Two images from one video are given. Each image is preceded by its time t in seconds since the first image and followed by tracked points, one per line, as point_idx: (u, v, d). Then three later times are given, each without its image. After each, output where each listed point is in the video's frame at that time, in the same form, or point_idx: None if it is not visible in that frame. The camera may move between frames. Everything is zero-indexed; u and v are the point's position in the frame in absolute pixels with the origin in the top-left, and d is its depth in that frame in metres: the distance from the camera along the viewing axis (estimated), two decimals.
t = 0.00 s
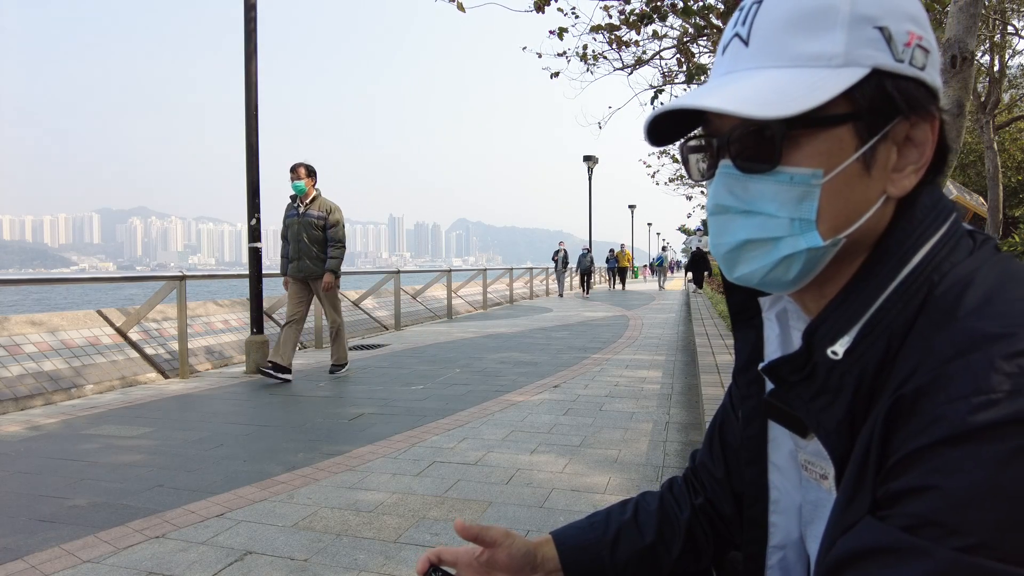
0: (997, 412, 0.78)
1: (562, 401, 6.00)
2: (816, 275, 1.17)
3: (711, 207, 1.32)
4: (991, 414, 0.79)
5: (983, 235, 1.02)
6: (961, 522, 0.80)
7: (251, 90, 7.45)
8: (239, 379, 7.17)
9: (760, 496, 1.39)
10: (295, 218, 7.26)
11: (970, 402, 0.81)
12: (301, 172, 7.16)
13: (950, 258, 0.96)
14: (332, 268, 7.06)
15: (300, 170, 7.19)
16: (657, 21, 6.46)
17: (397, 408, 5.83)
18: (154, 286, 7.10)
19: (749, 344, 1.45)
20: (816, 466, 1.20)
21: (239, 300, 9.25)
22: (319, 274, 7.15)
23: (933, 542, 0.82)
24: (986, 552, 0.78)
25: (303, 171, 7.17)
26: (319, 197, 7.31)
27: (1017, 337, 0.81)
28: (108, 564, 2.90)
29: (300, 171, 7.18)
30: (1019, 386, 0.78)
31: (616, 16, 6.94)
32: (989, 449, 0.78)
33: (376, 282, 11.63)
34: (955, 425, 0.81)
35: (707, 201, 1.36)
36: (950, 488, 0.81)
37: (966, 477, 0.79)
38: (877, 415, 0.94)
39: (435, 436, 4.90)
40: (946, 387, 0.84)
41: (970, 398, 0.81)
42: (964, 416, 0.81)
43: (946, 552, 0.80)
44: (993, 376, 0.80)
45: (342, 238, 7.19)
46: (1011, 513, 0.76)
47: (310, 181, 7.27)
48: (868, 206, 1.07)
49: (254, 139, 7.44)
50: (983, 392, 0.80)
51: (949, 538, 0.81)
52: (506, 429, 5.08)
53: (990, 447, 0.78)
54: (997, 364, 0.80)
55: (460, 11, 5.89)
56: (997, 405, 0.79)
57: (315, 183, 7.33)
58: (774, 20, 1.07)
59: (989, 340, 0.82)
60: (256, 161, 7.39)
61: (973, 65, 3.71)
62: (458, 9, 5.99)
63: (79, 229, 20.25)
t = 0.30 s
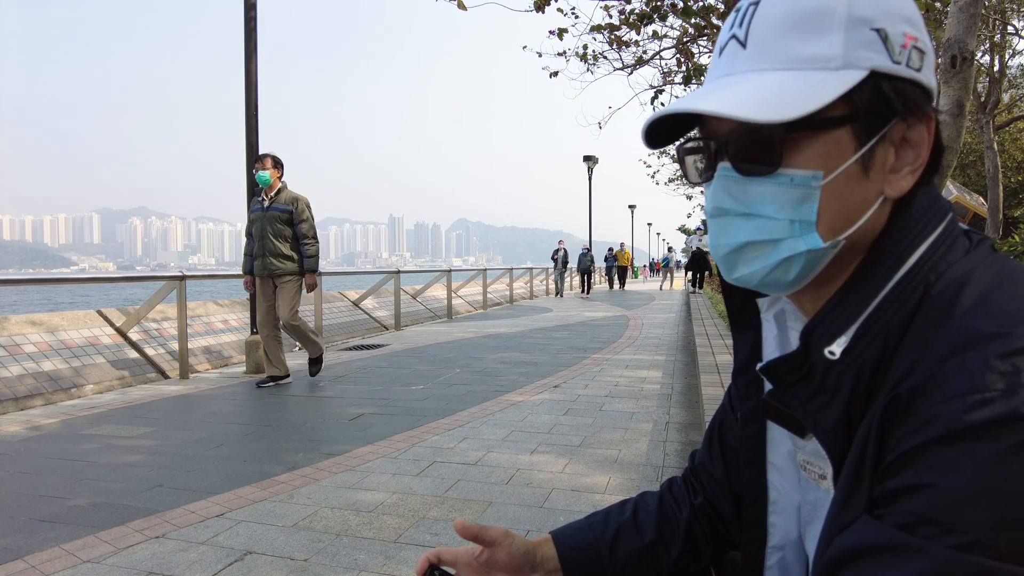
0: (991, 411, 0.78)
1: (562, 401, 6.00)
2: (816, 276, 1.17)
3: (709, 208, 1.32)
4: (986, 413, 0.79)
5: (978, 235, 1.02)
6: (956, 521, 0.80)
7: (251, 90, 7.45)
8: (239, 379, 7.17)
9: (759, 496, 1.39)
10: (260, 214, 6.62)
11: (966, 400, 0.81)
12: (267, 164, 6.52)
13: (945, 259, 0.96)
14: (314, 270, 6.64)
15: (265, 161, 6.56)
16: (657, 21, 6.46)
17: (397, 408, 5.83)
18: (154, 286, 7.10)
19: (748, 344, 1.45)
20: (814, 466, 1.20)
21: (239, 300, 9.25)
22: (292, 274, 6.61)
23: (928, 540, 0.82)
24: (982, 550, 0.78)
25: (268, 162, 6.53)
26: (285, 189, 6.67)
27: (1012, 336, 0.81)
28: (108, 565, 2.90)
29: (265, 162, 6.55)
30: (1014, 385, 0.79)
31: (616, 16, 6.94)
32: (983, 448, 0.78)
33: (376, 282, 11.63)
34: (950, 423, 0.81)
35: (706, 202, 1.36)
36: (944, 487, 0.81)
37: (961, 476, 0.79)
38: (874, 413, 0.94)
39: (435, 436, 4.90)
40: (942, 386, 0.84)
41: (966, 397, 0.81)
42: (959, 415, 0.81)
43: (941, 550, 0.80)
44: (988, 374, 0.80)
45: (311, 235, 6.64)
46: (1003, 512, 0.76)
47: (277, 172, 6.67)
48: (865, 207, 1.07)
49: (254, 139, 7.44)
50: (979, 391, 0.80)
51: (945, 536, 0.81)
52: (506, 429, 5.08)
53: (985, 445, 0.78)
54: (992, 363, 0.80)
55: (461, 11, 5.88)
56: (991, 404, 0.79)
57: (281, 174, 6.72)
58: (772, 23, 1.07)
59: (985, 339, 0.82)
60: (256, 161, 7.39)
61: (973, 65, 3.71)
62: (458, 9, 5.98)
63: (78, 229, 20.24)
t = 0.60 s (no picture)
0: (1000, 412, 0.78)
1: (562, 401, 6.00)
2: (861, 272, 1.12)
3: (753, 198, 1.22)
4: (992, 413, 0.79)
5: (987, 234, 1.04)
6: (962, 520, 0.80)
7: (251, 90, 7.45)
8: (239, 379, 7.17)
9: (758, 496, 1.39)
10: (223, 214, 6.43)
11: (972, 400, 0.81)
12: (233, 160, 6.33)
13: (956, 258, 0.97)
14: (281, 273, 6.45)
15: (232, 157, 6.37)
16: (657, 21, 6.46)
17: (397, 408, 5.84)
18: (155, 286, 7.10)
19: (748, 344, 1.45)
20: (816, 466, 1.20)
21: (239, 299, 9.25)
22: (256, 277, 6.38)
23: (933, 539, 0.82)
24: (987, 550, 0.78)
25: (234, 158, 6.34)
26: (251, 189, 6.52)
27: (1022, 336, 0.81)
28: (108, 564, 2.90)
29: (231, 158, 6.36)
30: (1021, 385, 0.79)
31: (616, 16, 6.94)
32: (990, 448, 0.78)
33: (376, 282, 11.64)
34: (958, 422, 0.81)
35: (738, 192, 1.26)
36: (950, 487, 0.81)
37: (968, 475, 0.79)
38: (880, 410, 0.94)
39: (435, 436, 4.90)
40: (948, 385, 0.84)
41: (973, 396, 0.81)
42: (966, 415, 0.81)
43: (945, 549, 0.80)
44: (996, 374, 0.80)
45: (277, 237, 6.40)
46: (1010, 511, 0.77)
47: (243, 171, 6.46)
48: (913, 201, 1.08)
49: (254, 139, 7.44)
50: (987, 391, 0.80)
51: (949, 535, 0.81)
52: (505, 429, 5.08)
53: (993, 445, 0.78)
54: (1000, 363, 0.80)
55: (461, 11, 5.88)
56: (998, 405, 0.79)
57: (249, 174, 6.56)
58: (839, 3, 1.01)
59: (993, 338, 0.82)
60: (256, 161, 7.39)
61: (974, 65, 3.71)
62: (458, 9, 5.96)
63: (78, 229, 20.25)
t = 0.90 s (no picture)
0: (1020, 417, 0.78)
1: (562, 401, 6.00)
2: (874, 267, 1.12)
3: (769, 185, 1.21)
4: (1011, 419, 0.79)
5: (999, 236, 1.04)
6: (977, 527, 0.80)
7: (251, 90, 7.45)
8: (239, 379, 7.17)
9: (761, 498, 1.39)
10: (184, 204, 5.99)
11: (991, 406, 0.81)
12: (198, 147, 5.88)
13: (972, 260, 0.96)
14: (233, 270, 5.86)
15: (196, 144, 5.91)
16: (657, 21, 6.45)
17: (397, 408, 5.84)
18: (155, 286, 7.10)
19: (752, 344, 1.44)
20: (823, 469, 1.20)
21: (239, 299, 9.25)
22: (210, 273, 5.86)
23: (946, 545, 0.82)
24: (1004, 557, 0.78)
25: (200, 145, 5.89)
26: (216, 180, 6.06)
27: None
28: (108, 565, 2.90)
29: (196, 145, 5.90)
30: None
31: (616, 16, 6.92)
32: (1009, 454, 0.79)
33: (376, 282, 11.64)
34: (975, 427, 0.82)
35: (752, 180, 1.24)
36: (967, 492, 0.81)
37: (986, 482, 0.80)
38: (893, 412, 0.94)
39: (435, 436, 4.90)
40: (966, 390, 0.84)
41: (991, 403, 0.81)
42: (985, 420, 0.81)
43: (959, 555, 0.80)
44: (1015, 380, 0.80)
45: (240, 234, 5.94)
46: None
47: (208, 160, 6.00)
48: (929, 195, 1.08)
49: (254, 139, 7.44)
50: (1006, 397, 0.80)
51: (963, 541, 0.81)
52: (505, 429, 5.08)
53: (1012, 451, 0.79)
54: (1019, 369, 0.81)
55: (461, 12, 5.88)
56: (1018, 411, 0.79)
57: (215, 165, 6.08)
58: None
59: (1010, 343, 0.82)
60: (256, 161, 7.39)
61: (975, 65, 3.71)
62: (458, 9, 5.95)
63: (79, 228, 20.26)
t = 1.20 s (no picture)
0: None
1: (562, 401, 6.00)
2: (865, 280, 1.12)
3: (759, 201, 1.22)
4: (1019, 421, 0.79)
5: (1005, 237, 1.04)
6: (983, 529, 0.80)
7: (251, 90, 7.45)
8: (239, 379, 7.17)
9: (762, 497, 1.39)
10: (135, 204, 5.66)
11: (998, 408, 0.81)
12: (149, 141, 5.56)
13: (977, 261, 0.96)
14: (187, 271, 5.49)
15: (147, 139, 5.57)
16: (657, 21, 6.45)
17: (397, 408, 5.84)
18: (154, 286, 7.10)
19: (753, 341, 1.43)
20: (825, 467, 1.20)
21: (239, 299, 9.25)
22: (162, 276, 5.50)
23: (950, 547, 0.83)
24: (1007, 560, 0.79)
25: (150, 139, 5.57)
26: (167, 176, 5.68)
27: None
28: (107, 565, 2.90)
29: (147, 140, 5.56)
30: None
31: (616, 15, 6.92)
32: (1014, 456, 0.79)
33: (376, 282, 11.65)
34: (981, 429, 0.82)
35: (747, 194, 1.26)
36: (971, 494, 0.81)
37: (992, 484, 0.80)
38: (897, 413, 0.94)
39: (435, 436, 4.90)
40: (972, 391, 0.84)
41: (998, 404, 0.81)
42: (991, 422, 0.81)
43: (964, 557, 0.81)
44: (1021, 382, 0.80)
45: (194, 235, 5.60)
46: None
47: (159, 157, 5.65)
48: (926, 206, 1.05)
49: (254, 139, 7.44)
50: (1013, 399, 0.80)
51: (969, 543, 0.81)
52: (505, 429, 5.08)
53: (1016, 454, 0.79)
54: None
55: (461, 11, 5.82)
56: None
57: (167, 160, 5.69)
58: None
59: (1017, 344, 0.82)
60: (256, 161, 7.39)
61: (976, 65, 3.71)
62: (458, 9, 5.87)
63: (79, 228, 20.27)
